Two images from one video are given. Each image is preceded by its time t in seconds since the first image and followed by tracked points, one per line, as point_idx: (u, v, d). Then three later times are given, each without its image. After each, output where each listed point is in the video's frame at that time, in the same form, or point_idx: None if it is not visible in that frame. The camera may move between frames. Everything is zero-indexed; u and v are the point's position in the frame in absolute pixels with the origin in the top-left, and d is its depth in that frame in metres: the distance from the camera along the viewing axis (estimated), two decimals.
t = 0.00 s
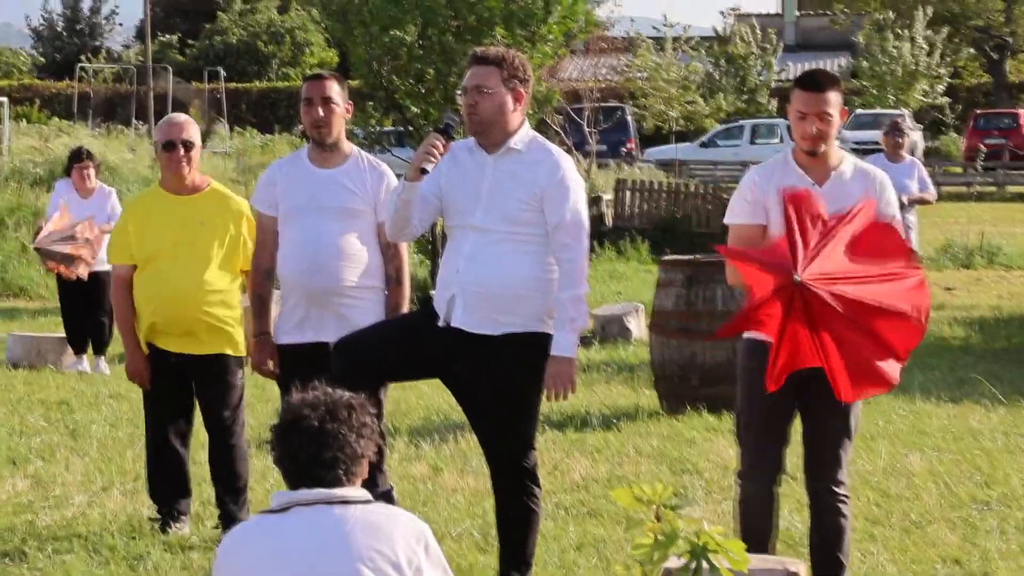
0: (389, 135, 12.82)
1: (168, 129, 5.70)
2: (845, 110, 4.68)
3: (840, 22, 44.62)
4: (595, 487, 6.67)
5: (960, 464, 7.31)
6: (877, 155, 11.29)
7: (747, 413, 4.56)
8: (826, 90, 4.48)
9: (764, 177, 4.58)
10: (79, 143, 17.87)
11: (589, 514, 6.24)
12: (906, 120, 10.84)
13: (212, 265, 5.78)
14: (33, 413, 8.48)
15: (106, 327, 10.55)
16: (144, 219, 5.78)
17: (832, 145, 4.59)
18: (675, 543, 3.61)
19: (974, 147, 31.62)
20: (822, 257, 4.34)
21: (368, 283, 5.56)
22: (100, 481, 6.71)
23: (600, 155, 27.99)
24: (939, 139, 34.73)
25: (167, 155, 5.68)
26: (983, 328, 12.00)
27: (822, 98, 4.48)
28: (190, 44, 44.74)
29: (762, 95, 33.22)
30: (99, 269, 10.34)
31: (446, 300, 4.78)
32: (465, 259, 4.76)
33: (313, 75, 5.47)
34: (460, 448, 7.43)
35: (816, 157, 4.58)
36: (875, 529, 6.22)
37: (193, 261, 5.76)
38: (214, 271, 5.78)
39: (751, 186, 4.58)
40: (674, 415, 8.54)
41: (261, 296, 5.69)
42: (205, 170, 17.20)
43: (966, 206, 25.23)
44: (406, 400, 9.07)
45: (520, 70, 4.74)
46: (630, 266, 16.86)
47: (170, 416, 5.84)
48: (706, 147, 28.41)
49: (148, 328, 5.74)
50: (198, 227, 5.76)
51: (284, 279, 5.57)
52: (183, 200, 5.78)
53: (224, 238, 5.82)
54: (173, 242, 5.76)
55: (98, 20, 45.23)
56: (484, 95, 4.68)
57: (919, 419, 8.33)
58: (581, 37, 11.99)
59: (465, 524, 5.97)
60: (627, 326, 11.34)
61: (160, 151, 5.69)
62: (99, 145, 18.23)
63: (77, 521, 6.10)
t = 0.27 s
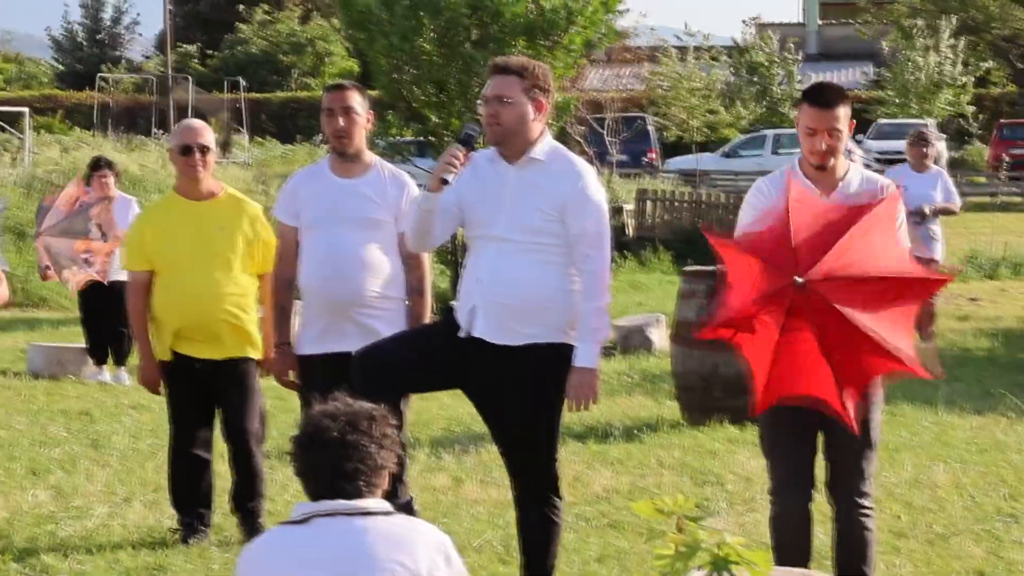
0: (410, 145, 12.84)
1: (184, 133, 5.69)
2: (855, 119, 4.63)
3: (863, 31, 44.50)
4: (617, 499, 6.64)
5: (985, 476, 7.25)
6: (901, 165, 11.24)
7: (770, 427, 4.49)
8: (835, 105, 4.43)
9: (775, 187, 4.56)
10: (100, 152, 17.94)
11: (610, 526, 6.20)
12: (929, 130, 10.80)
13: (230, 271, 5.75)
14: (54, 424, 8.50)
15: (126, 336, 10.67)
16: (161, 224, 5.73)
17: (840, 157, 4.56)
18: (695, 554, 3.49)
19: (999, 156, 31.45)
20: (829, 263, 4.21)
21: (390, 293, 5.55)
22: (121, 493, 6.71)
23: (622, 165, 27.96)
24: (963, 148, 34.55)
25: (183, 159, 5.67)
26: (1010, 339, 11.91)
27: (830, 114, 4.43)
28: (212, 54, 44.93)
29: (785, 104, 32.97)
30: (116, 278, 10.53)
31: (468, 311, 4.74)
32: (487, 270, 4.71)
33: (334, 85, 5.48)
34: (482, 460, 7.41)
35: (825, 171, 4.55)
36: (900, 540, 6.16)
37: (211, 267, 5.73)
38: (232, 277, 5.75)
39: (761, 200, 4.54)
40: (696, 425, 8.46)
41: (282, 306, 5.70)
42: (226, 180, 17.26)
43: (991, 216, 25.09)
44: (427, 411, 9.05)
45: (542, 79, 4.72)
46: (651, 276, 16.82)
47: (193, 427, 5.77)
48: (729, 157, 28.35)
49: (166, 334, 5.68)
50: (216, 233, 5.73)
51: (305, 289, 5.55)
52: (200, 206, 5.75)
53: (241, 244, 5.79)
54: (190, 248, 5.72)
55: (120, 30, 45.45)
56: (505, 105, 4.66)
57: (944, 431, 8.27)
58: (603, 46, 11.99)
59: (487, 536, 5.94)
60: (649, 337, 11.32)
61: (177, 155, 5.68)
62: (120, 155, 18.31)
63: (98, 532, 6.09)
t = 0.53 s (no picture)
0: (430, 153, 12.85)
1: (218, 144, 5.73)
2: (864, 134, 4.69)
3: (885, 38, 44.39)
4: (639, 507, 6.62)
5: (1008, 485, 7.21)
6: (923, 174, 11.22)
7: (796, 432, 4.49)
8: (846, 115, 4.49)
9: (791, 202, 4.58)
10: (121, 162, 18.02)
11: (631, 534, 6.18)
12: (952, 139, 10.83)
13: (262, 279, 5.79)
14: (75, 432, 8.53)
15: (149, 343, 10.70)
16: (195, 233, 5.78)
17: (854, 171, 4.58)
18: (717, 563, 3.42)
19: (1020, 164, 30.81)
20: (824, 272, 4.11)
21: (412, 301, 5.54)
22: (143, 501, 6.71)
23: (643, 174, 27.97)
24: (984, 157, 34.42)
25: (217, 169, 5.71)
26: None
27: (840, 125, 4.49)
28: (232, 63, 45.08)
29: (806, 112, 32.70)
30: (141, 287, 10.50)
31: (491, 319, 4.71)
32: (509, 278, 4.68)
33: (357, 94, 5.49)
34: (503, 468, 7.40)
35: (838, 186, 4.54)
36: (923, 548, 6.13)
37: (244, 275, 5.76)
38: (264, 285, 5.79)
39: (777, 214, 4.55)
40: (718, 434, 8.43)
41: (305, 314, 5.72)
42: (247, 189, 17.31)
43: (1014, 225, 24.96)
44: (449, 420, 9.06)
45: (564, 88, 4.70)
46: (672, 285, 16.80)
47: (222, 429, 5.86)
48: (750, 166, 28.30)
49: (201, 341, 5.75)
50: (249, 241, 5.77)
51: (328, 298, 5.54)
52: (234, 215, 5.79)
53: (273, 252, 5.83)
54: (223, 256, 5.76)
55: (142, 39, 45.65)
56: (528, 113, 4.64)
57: (966, 440, 8.23)
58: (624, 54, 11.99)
59: (508, 544, 5.92)
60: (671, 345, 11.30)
61: (211, 164, 5.73)
62: (141, 163, 18.40)
63: (119, 539, 6.09)
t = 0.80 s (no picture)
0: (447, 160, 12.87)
1: (263, 157, 5.84)
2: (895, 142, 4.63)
3: (903, 45, 44.33)
4: (656, 515, 6.61)
5: None
6: (941, 182, 11.20)
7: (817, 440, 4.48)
8: (874, 126, 4.44)
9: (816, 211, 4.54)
10: (139, 168, 18.08)
11: (648, 542, 6.17)
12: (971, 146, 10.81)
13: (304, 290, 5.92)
14: (92, 439, 8.55)
15: (166, 351, 10.68)
16: (241, 242, 5.91)
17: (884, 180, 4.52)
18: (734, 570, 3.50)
19: None
20: (846, 280, 4.10)
21: (430, 308, 5.54)
22: (160, 507, 6.72)
23: (659, 181, 27.95)
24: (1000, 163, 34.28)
25: (262, 181, 5.84)
26: None
27: (869, 134, 4.43)
28: (249, 70, 45.19)
29: (822, 119, 32.64)
30: (158, 294, 10.55)
31: (507, 326, 4.70)
32: (524, 285, 4.67)
33: (375, 101, 5.48)
34: (520, 475, 7.40)
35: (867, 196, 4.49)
36: (941, 556, 6.10)
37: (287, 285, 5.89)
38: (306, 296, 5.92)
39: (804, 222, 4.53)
40: (735, 441, 8.43)
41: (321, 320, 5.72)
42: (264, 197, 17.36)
43: None
44: (466, 427, 9.06)
45: (581, 95, 4.69)
46: (689, 293, 16.77)
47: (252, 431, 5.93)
48: (767, 173, 28.26)
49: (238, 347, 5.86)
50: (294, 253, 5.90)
51: (344, 305, 5.55)
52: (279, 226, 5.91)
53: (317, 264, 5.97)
54: (268, 266, 5.89)
55: (160, 47, 45.83)
56: (545, 120, 4.63)
57: (984, 448, 8.20)
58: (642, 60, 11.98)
59: (524, 551, 5.91)
60: (687, 352, 11.29)
61: (257, 177, 5.84)
62: (159, 170, 18.45)
63: (136, 546, 6.10)
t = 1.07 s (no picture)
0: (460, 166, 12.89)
1: (298, 162, 5.86)
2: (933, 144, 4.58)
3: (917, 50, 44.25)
4: (669, 520, 6.60)
5: None
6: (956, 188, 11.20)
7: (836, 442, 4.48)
8: (909, 126, 4.40)
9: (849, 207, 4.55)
10: (153, 173, 18.15)
11: (661, 547, 6.15)
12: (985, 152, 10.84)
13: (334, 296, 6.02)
14: (106, 444, 8.57)
15: (179, 357, 10.70)
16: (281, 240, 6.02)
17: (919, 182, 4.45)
18: None
19: None
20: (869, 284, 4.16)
21: (442, 314, 5.53)
22: (173, 512, 6.73)
23: (672, 186, 27.94)
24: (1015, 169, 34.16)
25: (295, 188, 5.86)
26: None
27: (904, 135, 4.39)
28: (262, 76, 45.30)
29: (835, 125, 32.60)
30: (173, 300, 10.53)
31: (520, 332, 4.70)
32: (538, 290, 4.67)
33: (387, 107, 5.49)
34: (533, 481, 7.40)
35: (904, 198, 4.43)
36: (954, 560, 6.08)
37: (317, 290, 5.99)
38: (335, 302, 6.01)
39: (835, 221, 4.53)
40: (748, 447, 8.44)
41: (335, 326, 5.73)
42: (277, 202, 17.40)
43: None
44: (479, 432, 9.06)
45: (594, 101, 4.68)
46: (702, 298, 16.76)
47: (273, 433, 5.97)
48: (781, 178, 28.23)
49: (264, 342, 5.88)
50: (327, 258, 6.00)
51: (357, 310, 5.55)
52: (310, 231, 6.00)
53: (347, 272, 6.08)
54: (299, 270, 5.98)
55: (173, 53, 45.93)
56: (557, 126, 4.62)
57: (998, 454, 8.17)
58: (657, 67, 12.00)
59: (537, 556, 5.90)
60: (700, 358, 11.28)
61: (290, 182, 5.86)
62: (173, 175, 18.51)
63: (149, 551, 6.10)
